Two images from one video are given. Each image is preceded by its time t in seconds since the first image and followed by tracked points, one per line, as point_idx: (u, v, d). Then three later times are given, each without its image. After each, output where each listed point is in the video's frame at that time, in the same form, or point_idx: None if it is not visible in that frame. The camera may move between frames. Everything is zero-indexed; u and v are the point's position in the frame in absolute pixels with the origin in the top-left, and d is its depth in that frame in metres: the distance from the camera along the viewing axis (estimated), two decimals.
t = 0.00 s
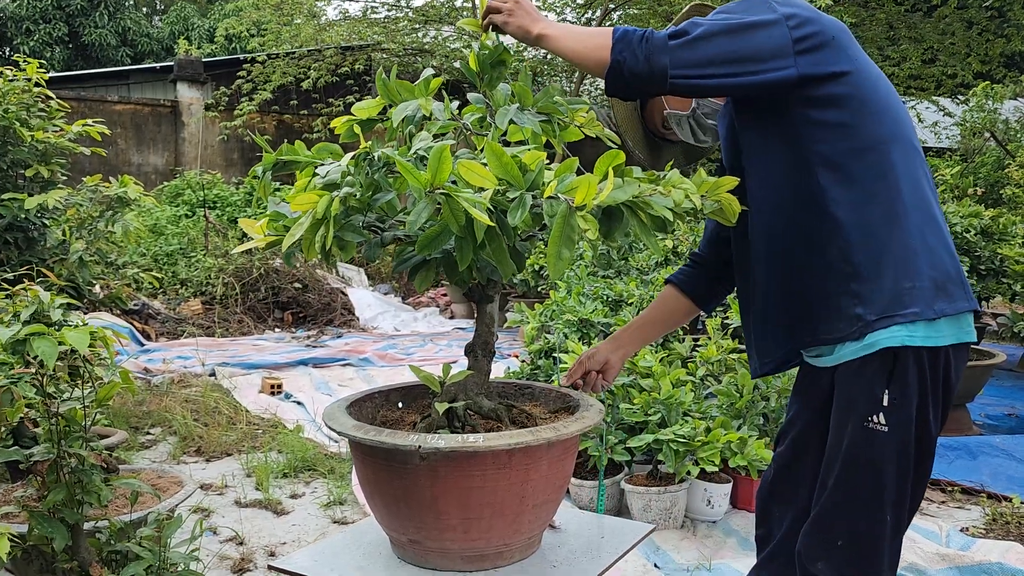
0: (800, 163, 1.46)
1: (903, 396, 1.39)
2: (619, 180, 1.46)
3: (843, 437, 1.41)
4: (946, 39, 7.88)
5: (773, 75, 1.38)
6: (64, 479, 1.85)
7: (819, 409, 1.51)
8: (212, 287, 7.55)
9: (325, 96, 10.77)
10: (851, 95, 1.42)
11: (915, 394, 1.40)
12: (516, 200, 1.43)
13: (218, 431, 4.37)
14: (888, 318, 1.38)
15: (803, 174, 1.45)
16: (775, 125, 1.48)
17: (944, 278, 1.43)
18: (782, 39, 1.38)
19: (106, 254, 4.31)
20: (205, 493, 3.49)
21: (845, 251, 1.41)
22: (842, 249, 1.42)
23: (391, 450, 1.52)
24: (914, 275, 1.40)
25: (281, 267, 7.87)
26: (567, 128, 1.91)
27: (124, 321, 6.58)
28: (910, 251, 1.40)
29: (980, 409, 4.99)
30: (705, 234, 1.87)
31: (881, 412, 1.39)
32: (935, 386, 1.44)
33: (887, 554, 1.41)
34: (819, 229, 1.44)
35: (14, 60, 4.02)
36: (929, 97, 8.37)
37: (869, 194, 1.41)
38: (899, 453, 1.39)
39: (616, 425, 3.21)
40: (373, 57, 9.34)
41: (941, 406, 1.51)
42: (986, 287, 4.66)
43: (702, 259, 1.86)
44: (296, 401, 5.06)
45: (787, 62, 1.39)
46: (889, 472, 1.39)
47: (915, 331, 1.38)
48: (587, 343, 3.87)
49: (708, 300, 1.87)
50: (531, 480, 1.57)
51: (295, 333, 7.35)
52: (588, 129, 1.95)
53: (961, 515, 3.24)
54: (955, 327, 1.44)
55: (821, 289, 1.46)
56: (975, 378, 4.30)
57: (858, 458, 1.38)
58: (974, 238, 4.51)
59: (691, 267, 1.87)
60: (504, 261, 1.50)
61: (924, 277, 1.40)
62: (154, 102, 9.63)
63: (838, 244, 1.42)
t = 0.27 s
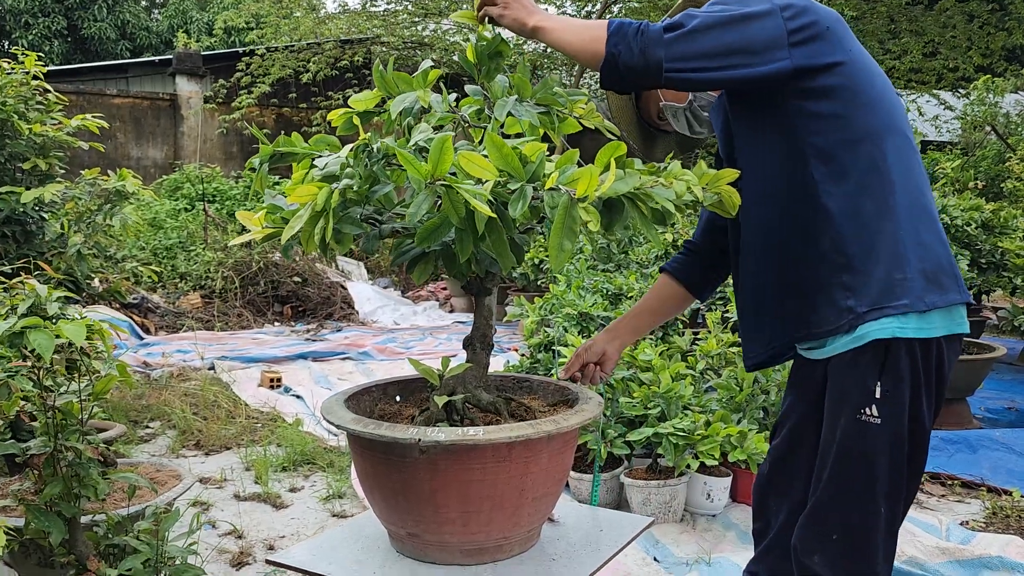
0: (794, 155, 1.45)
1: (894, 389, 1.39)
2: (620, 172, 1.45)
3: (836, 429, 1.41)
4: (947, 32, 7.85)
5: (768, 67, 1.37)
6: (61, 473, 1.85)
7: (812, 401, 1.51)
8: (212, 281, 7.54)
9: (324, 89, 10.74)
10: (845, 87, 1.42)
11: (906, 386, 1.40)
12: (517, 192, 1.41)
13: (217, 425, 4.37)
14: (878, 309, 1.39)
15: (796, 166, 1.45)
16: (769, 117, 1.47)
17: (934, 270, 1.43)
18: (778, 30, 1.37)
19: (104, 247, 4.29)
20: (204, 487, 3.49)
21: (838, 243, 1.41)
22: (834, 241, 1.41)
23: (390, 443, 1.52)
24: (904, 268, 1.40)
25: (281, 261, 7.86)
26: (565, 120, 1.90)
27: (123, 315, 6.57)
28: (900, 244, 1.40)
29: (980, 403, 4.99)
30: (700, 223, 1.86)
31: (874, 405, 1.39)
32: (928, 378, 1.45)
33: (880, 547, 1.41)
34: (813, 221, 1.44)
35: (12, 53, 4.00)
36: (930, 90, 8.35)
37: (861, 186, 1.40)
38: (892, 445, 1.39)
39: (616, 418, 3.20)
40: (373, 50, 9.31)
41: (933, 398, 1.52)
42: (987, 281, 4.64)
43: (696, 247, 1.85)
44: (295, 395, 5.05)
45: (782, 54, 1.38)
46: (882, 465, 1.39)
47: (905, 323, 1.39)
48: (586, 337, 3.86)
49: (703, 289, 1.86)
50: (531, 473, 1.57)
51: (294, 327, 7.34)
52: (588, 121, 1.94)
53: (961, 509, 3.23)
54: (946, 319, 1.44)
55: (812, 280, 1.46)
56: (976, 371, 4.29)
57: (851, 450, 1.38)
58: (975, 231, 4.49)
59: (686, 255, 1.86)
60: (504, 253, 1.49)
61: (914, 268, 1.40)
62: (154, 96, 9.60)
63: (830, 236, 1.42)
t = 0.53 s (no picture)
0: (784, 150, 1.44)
1: (877, 382, 1.37)
2: (619, 166, 1.43)
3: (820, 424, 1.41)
4: (948, 24, 7.81)
5: (767, 60, 1.35)
6: (55, 469, 1.83)
7: (803, 395, 1.50)
8: (210, 274, 7.52)
9: (323, 81, 10.70)
10: (836, 79, 1.39)
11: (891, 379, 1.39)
12: (514, 186, 1.40)
13: (215, 419, 4.36)
14: (858, 306, 1.37)
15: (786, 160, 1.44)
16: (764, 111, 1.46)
17: (920, 264, 1.40)
18: (778, 22, 1.35)
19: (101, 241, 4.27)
20: (202, 481, 3.48)
21: (824, 238, 1.40)
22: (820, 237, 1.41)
23: (386, 441, 1.50)
24: (890, 262, 1.38)
25: (279, 254, 7.84)
26: (564, 114, 1.88)
27: (122, 309, 6.56)
28: (885, 238, 1.38)
29: (980, 397, 4.98)
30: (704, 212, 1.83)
31: (857, 398, 1.37)
32: (910, 368, 1.42)
33: (869, 542, 1.40)
34: (799, 215, 1.43)
35: (7, 44, 3.97)
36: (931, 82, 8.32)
37: (848, 179, 1.39)
38: (877, 439, 1.38)
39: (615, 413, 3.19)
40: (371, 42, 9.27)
41: (920, 390, 1.49)
42: (987, 274, 4.62)
43: (699, 238, 1.82)
44: (294, 389, 5.04)
45: (781, 46, 1.36)
46: (866, 458, 1.37)
47: (886, 317, 1.36)
48: (585, 330, 3.84)
49: (708, 278, 1.84)
50: (528, 470, 1.55)
51: (293, 320, 7.33)
52: (587, 114, 1.94)
53: (961, 504, 3.22)
54: (930, 313, 1.41)
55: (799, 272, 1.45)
56: (976, 365, 4.28)
57: (834, 443, 1.37)
58: (976, 224, 4.47)
59: (690, 246, 1.84)
60: (502, 248, 1.47)
61: (898, 264, 1.38)
62: (152, 88, 9.57)
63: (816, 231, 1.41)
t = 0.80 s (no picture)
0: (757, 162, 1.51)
1: (821, 381, 1.44)
2: (611, 171, 1.40)
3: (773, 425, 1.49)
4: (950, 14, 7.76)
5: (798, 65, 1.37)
6: (43, 478, 1.80)
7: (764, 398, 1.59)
8: (208, 267, 7.49)
9: (321, 72, 10.65)
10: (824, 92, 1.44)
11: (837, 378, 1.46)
12: (504, 193, 1.37)
13: (211, 416, 4.34)
14: (800, 311, 1.45)
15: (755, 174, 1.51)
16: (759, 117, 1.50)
17: (871, 271, 1.45)
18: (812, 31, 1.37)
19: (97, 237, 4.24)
20: (197, 480, 3.47)
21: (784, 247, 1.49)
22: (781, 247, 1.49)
23: (375, 450, 1.48)
24: (839, 266, 1.44)
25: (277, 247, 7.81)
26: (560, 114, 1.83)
27: (119, 303, 6.54)
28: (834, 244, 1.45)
29: (979, 393, 4.96)
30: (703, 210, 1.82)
31: (804, 396, 1.45)
32: (857, 367, 1.48)
33: (830, 537, 1.46)
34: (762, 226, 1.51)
35: None
36: (932, 72, 8.28)
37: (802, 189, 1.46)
38: (826, 436, 1.45)
39: (612, 413, 3.17)
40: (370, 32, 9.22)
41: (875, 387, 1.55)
42: (988, 270, 4.59)
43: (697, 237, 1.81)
44: (291, 385, 5.02)
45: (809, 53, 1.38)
46: (816, 455, 1.45)
47: (826, 322, 1.43)
48: (583, 327, 3.82)
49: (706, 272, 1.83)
50: (520, 480, 1.53)
51: (291, 314, 7.31)
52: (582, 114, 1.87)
53: (960, 503, 3.21)
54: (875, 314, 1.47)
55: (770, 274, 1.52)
56: (976, 362, 4.25)
57: (783, 442, 1.46)
58: (977, 219, 4.43)
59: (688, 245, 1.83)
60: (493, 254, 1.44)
61: (846, 268, 1.44)
62: (149, 79, 9.52)
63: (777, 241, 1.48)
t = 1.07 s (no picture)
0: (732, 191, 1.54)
1: (775, 400, 1.48)
2: (597, 195, 1.36)
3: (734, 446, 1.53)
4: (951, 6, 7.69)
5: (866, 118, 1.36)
6: (17, 503, 1.76)
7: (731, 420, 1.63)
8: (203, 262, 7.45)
9: (318, 64, 10.58)
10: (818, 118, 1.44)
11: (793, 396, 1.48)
12: (486, 215, 1.33)
13: (203, 417, 4.30)
14: (753, 331, 1.50)
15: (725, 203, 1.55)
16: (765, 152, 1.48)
17: (825, 289, 1.47)
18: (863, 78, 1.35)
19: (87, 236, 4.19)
20: (187, 485, 3.43)
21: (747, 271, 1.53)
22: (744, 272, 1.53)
23: (355, 478, 1.45)
24: (796, 288, 1.47)
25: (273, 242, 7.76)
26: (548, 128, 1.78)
27: (113, 299, 6.50)
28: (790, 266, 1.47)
29: (977, 392, 4.92)
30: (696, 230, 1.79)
31: (760, 415, 1.50)
32: (812, 382, 1.50)
33: (797, 555, 1.48)
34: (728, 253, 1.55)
35: None
36: (932, 64, 8.22)
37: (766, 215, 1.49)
38: (784, 455, 1.47)
39: (605, 419, 3.13)
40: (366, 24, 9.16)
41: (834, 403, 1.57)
42: (987, 270, 4.54)
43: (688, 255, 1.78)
44: (284, 385, 4.97)
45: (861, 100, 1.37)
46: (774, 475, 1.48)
47: (777, 343, 1.47)
48: (577, 329, 3.78)
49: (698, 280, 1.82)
50: (504, 507, 1.49)
51: (287, 309, 7.27)
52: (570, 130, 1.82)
53: (957, 510, 3.17)
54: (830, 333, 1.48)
55: (735, 296, 1.57)
56: (974, 363, 4.21)
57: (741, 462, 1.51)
58: (977, 219, 4.38)
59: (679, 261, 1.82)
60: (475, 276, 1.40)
61: (801, 288, 1.47)
62: (145, 71, 9.45)
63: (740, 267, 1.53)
